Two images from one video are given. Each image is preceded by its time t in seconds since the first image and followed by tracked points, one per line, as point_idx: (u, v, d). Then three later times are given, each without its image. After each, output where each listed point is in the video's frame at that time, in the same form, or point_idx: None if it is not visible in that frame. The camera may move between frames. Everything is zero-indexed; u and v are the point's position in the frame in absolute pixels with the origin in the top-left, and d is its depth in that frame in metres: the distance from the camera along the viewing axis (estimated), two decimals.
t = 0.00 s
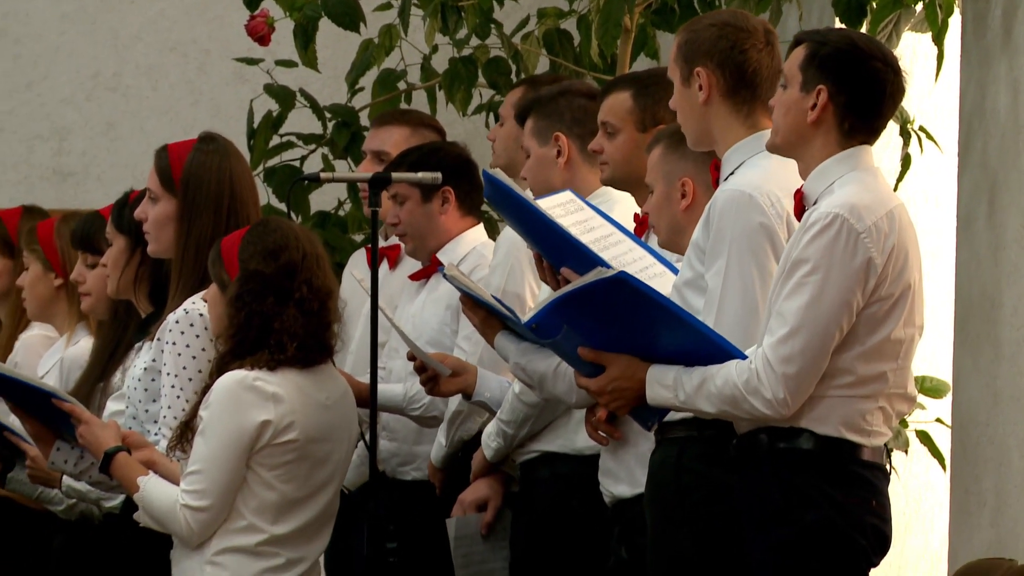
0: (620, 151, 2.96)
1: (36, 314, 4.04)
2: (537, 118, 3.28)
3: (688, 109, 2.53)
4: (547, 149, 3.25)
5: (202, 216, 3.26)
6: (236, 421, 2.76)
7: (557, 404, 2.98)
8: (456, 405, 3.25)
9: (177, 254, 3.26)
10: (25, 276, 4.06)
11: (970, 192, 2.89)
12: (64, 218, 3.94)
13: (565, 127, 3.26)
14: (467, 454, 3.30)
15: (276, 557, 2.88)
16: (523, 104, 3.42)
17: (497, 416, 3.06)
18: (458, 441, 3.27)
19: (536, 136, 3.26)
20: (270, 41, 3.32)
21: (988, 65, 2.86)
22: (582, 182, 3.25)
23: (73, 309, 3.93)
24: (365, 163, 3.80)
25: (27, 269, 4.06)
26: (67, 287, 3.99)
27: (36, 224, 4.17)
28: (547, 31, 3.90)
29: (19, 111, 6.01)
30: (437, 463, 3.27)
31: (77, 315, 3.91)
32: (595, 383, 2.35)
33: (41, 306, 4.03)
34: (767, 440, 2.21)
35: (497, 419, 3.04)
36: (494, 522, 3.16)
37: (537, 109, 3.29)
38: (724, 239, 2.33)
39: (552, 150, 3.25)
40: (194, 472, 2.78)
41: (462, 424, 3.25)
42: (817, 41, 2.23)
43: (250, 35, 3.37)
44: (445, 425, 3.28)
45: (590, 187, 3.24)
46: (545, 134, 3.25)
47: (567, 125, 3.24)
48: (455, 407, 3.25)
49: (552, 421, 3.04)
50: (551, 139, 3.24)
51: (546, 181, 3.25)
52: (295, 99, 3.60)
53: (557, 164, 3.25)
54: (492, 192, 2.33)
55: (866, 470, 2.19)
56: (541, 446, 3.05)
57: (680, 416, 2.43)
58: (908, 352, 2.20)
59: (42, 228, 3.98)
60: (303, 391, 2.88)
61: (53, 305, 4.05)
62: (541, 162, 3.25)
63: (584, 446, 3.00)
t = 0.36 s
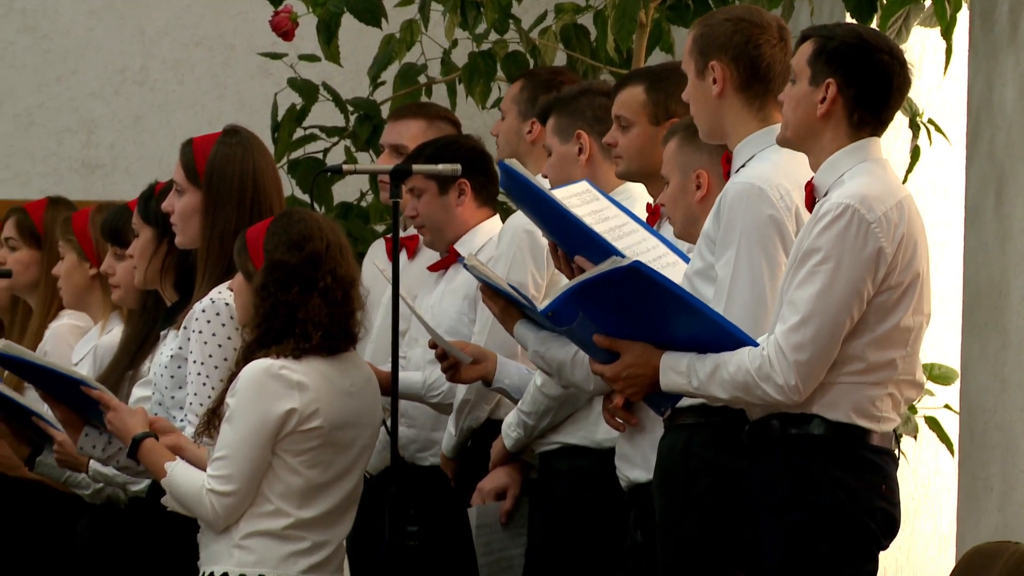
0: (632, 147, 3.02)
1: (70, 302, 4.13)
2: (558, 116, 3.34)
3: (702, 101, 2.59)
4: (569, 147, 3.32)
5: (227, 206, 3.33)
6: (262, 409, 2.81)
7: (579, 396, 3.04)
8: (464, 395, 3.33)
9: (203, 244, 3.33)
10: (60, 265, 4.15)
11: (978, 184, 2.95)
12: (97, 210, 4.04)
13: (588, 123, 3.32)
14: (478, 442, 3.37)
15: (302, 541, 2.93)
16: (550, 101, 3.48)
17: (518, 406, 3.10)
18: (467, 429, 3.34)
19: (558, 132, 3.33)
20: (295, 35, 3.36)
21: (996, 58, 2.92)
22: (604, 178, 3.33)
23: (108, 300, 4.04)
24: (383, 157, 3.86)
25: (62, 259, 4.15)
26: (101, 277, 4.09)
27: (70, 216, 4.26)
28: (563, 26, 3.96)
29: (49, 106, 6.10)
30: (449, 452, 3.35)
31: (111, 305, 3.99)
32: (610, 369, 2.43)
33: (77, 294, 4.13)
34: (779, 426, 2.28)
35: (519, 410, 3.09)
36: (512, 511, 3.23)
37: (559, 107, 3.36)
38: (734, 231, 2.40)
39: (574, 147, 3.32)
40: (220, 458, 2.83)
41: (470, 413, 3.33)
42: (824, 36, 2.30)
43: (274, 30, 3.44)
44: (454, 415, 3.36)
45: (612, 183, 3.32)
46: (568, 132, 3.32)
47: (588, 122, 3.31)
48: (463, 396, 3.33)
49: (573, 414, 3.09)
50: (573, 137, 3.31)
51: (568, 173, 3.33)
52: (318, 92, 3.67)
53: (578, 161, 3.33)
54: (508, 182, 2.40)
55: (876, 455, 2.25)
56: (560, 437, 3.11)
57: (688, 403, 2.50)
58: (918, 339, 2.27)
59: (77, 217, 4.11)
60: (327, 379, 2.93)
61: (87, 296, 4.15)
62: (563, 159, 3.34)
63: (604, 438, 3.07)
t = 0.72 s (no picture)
0: (637, 143, 3.09)
1: (98, 295, 4.19)
2: (573, 113, 3.41)
3: (710, 94, 2.65)
4: (583, 143, 3.39)
5: (247, 202, 3.41)
6: (278, 398, 2.87)
7: (593, 387, 3.11)
8: (475, 386, 3.40)
9: (225, 239, 3.40)
10: (88, 260, 4.20)
11: (980, 178, 3.03)
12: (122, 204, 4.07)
13: (602, 120, 3.40)
14: (489, 432, 3.43)
15: (318, 527, 2.99)
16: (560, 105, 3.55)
17: (531, 396, 3.18)
18: (479, 420, 3.41)
19: (572, 127, 3.40)
20: (312, 31, 3.41)
21: (997, 55, 2.99)
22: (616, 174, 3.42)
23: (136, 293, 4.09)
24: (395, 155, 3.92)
25: (91, 253, 4.20)
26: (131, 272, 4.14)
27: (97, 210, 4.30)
28: (575, 24, 4.03)
29: (73, 102, 6.33)
30: (461, 443, 3.42)
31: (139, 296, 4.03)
32: (618, 357, 2.50)
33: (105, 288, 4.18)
34: (784, 416, 2.35)
35: (532, 400, 3.16)
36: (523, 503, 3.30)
37: (574, 104, 3.43)
38: (740, 226, 2.47)
39: (587, 143, 3.39)
40: (237, 447, 2.90)
41: (482, 404, 3.40)
42: (828, 34, 2.36)
43: (291, 28, 3.51)
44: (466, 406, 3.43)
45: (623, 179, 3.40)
46: (582, 127, 3.39)
47: (601, 119, 3.38)
48: (475, 388, 3.40)
49: (586, 405, 3.16)
50: (587, 133, 3.37)
51: (580, 169, 3.40)
52: (335, 88, 3.75)
53: (591, 156, 3.39)
54: (517, 178, 2.48)
55: (879, 444, 2.32)
56: (574, 428, 3.18)
57: (694, 393, 2.57)
58: (919, 330, 2.33)
59: (104, 211, 4.16)
60: (341, 369, 2.99)
61: (115, 290, 4.19)
62: (577, 156, 3.40)
63: (617, 428, 3.14)
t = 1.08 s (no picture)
0: (648, 139, 3.17)
1: (127, 286, 4.31)
2: (588, 106, 3.49)
3: (722, 87, 2.73)
4: (597, 136, 3.47)
5: (271, 195, 3.48)
6: (294, 390, 2.92)
7: (610, 376, 3.20)
8: (496, 379, 3.47)
9: (248, 231, 3.48)
10: (116, 252, 4.29)
11: (984, 173, 3.12)
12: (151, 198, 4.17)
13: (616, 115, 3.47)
14: (510, 422, 3.55)
15: (334, 515, 3.03)
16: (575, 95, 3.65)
17: (548, 386, 3.26)
18: (500, 412, 3.51)
19: (587, 121, 3.48)
20: (334, 32, 3.50)
21: (1001, 52, 3.09)
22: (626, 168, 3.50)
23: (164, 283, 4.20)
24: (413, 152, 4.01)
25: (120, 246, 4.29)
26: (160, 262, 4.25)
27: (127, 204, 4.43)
28: (589, 22, 4.10)
29: (99, 98, 6.45)
30: (484, 434, 3.53)
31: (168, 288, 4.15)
32: (631, 348, 2.58)
33: (134, 281, 4.29)
34: (792, 404, 2.42)
35: (548, 390, 3.24)
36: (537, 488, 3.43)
37: (589, 98, 3.50)
38: (748, 214, 2.54)
39: (602, 136, 3.46)
40: (254, 437, 2.95)
41: (503, 396, 3.48)
42: (834, 33, 2.44)
43: (313, 27, 3.59)
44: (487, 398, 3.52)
45: (632, 175, 3.50)
46: (596, 121, 3.46)
47: (617, 114, 3.46)
48: (495, 381, 3.47)
49: (602, 394, 3.26)
50: (602, 126, 3.45)
51: (594, 164, 3.48)
52: (355, 85, 3.83)
53: (605, 149, 3.47)
54: (529, 176, 2.56)
55: (885, 433, 2.38)
56: (591, 416, 3.27)
57: (706, 382, 2.65)
58: (925, 321, 2.41)
59: (134, 205, 4.25)
60: (358, 361, 3.03)
61: (143, 281, 4.32)
62: (591, 148, 3.47)
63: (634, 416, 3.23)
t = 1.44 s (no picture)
0: (658, 138, 3.25)
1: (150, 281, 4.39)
2: (593, 103, 3.56)
3: (732, 84, 2.80)
4: (603, 130, 3.55)
5: (294, 191, 3.57)
6: (306, 384, 2.97)
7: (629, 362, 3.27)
8: (514, 371, 3.58)
9: (272, 228, 3.58)
10: (138, 248, 4.37)
11: (988, 170, 3.20)
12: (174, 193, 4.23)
13: (621, 108, 3.55)
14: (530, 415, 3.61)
15: (346, 505, 3.09)
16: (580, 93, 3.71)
17: (569, 374, 3.33)
18: (519, 403, 3.59)
19: (592, 117, 3.56)
20: (353, 31, 3.55)
21: (1004, 51, 3.16)
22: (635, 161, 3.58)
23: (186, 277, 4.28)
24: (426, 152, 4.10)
25: (143, 242, 4.38)
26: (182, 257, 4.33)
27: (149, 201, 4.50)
28: (602, 23, 4.18)
29: (124, 98, 6.57)
30: (503, 427, 3.58)
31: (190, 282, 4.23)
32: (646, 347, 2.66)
33: (156, 276, 4.36)
34: (800, 396, 2.50)
35: (570, 376, 3.31)
36: (557, 477, 3.44)
37: (594, 94, 3.58)
38: (756, 214, 2.62)
39: (608, 130, 3.55)
40: (270, 429, 3.01)
41: (521, 389, 3.58)
42: (832, 37, 2.51)
43: (333, 28, 3.68)
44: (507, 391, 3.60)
45: (640, 169, 3.57)
46: (601, 116, 3.54)
47: (621, 107, 3.53)
48: (516, 372, 3.59)
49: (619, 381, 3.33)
50: (607, 120, 3.53)
51: (602, 157, 3.57)
52: (373, 85, 3.92)
53: (612, 141, 3.56)
54: (544, 171, 2.65)
55: (890, 423, 2.45)
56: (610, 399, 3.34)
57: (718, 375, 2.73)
58: (930, 315, 2.48)
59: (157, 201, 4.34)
60: (369, 356, 3.07)
61: (165, 277, 4.38)
62: (597, 142, 3.56)
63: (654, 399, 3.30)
